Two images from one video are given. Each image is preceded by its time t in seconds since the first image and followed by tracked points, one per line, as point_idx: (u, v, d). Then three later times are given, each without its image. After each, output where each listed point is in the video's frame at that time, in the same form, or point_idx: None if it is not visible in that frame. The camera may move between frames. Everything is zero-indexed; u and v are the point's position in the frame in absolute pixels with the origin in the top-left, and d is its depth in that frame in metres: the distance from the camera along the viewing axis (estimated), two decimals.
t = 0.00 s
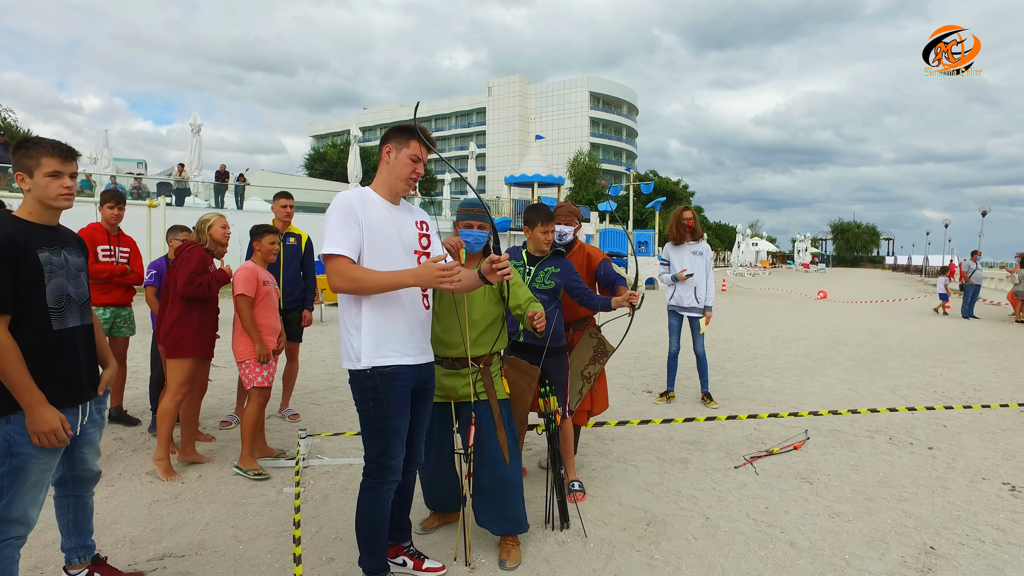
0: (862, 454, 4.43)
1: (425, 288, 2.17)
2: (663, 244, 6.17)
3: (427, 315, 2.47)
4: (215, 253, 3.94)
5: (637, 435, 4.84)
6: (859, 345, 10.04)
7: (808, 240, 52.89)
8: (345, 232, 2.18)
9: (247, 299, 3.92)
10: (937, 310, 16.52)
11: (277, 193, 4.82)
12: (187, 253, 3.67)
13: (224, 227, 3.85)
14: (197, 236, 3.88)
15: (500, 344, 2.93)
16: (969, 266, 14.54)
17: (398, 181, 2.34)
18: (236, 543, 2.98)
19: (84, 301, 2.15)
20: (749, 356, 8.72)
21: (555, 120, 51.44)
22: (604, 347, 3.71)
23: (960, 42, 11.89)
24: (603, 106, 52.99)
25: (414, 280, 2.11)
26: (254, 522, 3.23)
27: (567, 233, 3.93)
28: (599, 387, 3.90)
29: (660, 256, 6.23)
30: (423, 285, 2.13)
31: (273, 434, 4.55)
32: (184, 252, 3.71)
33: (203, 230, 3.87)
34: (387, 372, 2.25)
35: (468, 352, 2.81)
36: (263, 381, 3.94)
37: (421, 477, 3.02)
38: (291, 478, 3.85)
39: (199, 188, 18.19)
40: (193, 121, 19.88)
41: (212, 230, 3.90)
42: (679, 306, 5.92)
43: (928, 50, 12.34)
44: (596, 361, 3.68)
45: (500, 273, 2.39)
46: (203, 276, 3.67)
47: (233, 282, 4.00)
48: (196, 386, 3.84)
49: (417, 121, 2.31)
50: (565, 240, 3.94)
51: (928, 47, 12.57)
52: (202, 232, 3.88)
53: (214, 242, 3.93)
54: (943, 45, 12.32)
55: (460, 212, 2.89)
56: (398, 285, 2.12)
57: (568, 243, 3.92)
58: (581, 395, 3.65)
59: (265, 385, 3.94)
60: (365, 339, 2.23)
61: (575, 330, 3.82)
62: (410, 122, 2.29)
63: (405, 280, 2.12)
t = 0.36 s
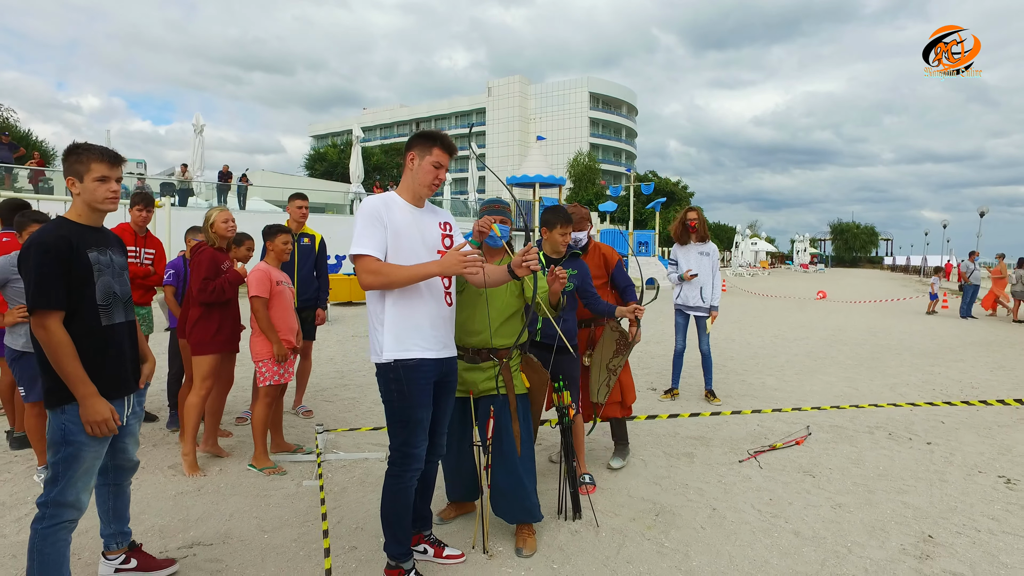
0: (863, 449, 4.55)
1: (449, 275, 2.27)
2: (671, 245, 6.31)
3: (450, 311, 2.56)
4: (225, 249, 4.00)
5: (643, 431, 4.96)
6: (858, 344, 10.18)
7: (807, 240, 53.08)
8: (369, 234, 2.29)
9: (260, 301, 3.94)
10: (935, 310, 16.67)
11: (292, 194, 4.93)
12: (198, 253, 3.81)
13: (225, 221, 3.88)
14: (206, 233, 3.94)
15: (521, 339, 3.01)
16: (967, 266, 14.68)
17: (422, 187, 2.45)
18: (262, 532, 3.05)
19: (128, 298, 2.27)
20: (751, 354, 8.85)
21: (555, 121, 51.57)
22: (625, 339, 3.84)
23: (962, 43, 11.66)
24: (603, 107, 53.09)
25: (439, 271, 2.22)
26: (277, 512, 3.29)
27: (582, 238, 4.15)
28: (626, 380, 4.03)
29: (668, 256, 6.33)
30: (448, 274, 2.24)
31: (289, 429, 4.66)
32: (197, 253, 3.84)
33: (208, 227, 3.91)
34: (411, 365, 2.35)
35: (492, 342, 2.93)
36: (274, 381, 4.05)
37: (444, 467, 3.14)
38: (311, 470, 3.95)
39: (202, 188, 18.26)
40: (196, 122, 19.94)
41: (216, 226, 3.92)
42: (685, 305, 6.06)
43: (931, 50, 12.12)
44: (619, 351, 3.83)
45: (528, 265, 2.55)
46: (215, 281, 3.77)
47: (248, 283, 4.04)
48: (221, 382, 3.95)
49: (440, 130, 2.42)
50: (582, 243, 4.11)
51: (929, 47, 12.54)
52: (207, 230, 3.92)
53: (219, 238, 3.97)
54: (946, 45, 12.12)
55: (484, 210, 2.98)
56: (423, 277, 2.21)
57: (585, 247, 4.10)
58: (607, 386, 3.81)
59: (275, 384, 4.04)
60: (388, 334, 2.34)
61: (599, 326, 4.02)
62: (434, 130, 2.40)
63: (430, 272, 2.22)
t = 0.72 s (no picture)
0: (859, 443, 4.64)
1: (462, 276, 2.36)
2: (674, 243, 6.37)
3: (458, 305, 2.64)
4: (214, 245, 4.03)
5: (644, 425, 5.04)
6: (855, 342, 10.28)
7: (805, 240, 53.26)
8: (382, 229, 2.35)
9: (262, 302, 3.79)
10: (931, 309, 16.79)
11: (302, 192, 4.99)
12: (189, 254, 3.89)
13: (207, 215, 3.84)
14: (194, 231, 3.94)
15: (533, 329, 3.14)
16: (964, 266, 14.79)
17: (433, 184, 2.53)
18: (273, 522, 3.10)
19: (149, 290, 2.34)
20: (749, 352, 8.93)
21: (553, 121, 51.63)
22: (650, 343, 4.09)
23: (961, 42, 11.52)
24: (601, 107, 53.14)
25: (450, 270, 2.31)
26: (287, 502, 3.34)
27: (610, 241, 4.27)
28: (649, 380, 4.15)
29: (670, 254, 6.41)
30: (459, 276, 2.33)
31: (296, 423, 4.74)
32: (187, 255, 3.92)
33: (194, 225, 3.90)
34: (419, 355, 2.43)
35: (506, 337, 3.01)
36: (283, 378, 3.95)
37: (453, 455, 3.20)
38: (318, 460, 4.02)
39: (202, 188, 18.30)
40: (196, 121, 19.96)
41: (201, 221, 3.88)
42: (686, 302, 6.15)
43: (929, 50, 12.18)
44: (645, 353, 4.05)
45: (525, 269, 2.66)
46: (209, 284, 3.86)
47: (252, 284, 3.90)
48: (227, 377, 4.01)
49: (450, 131, 2.53)
50: (609, 247, 4.25)
51: (930, 47, 12.27)
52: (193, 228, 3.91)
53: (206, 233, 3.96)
54: (944, 46, 12.18)
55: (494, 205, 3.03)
56: (432, 276, 2.30)
57: (612, 250, 4.24)
58: (634, 388, 4.03)
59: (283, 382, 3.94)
60: (397, 326, 2.41)
61: (624, 327, 4.14)
62: (445, 131, 2.51)
63: (439, 271, 2.30)
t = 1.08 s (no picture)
0: (849, 440, 4.75)
1: (459, 277, 2.44)
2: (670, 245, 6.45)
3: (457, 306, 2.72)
4: (208, 251, 3.99)
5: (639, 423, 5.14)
6: (849, 342, 10.40)
7: (801, 240, 53.47)
8: (383, 232, 2.43)
9: (264, 305, 3.89)
10: (925, 309, 16.94)
11: (308, 194, 5.06)
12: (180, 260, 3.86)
13: (202, 221, 3.80)
14: (188, 237, 3.92)
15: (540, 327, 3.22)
16: (959, 266, 14.93)
17: (434, 186, 2.61)
18: (275, 516, 3.18)
19: (156, 291, 2.42)
20: (744, 351, 9.04)
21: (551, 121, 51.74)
22: (663, 341, 4.06)
23: (960, 42, 11.84)
24: (599, 107, 53.26)
25: (449, 272, 2.38)
26: (288, 498, 3.42)
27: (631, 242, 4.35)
28: (660, 378, 4.23)
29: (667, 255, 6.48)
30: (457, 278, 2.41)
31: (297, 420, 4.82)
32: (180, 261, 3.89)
33: (188, 230, 3.86)
34: (420, 355, 2.51)
35: (509, 339, 3.08)
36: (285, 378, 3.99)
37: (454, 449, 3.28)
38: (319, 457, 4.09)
39: (200, 188, 18.35)
40: (194, 121, 19.98)
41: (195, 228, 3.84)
42: (681, 302, 6.24)
43: (929, 50, 12.20)
44: (657, 352, 4.06)
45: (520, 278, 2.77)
46: (201, 291, 3.84)
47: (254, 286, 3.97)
48: (230, 379, 4.04)
49: (451, 135, 2.61)
50: (628, 248, 4.34)
51: (929, 47, 12.42)
52: (188, 233, 3.89)
53: (201, 239, 3.91)
54: (943, 45, 12.17)
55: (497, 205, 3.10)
56: (432, 278, 2.37)
57: (631, 251, 4.33)
58: (644, 387, 4.09)
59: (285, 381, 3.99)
60: (399, 327, 2.49)
61: (635, 327, 4.24)
62: (446, 136, 2.60)
63: (439, 273, 2.38)
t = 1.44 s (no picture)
0: (835, 431, 4.87)
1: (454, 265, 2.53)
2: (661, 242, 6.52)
3: (452, 297, 2.81)
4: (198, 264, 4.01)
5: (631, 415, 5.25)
6: (841, 338, 10.54)
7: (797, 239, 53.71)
8: (380, 223, 2.52)
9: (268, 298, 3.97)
10: (918, 306, 17.12)
11: (310, 190, 5.13)
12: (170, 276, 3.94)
13: (195, 242, 3.75)
14: (179, 252, 3.90)
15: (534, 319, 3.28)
16: (951, 264, 15.09)
17: (432, 183, 2.71)
18: (274, 503, 3.27)
19: (159, 282, 2.51)
20: (737, 347, 9.17)
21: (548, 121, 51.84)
22: (649, 333, 4.21)
23: (960, 42, 11.66)
24: (596, 107, 53.37)
25: (444, 259, 2.48)
26: (288, 485, 3.52)
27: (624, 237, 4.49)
28: (643, 372, 4.33)
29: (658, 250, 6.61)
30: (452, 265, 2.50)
31: (295, 412, 4.91)
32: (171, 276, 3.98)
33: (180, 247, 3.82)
34: (417, 343, 2.60)
35: (504, 331, 3.16)
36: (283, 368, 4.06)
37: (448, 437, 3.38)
38: (318, 447, 4.18)
39: (198, 187, 18.38)
40: (191, 121, 20.00)
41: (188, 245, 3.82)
42: (673, 297, 6.37)
43: (928, 50, 12.04)
44: (644, 344, 4.19)
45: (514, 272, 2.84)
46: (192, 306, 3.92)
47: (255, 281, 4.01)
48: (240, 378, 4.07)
49: (451, 136, 2.71)
50: (621, 241, 4.48)
51: (928, 47, 12.39)
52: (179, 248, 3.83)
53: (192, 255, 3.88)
54: (943, 45, 12.08)
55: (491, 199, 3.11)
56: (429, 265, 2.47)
57: (624, 245, 4.47)
58: (630, 377, 4.25)
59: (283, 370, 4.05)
60: (396, 316, 2.58)
61: (622, 320, 4.36)
62: (446, 135, 2.69)
63: (436, 260, 2.47)
